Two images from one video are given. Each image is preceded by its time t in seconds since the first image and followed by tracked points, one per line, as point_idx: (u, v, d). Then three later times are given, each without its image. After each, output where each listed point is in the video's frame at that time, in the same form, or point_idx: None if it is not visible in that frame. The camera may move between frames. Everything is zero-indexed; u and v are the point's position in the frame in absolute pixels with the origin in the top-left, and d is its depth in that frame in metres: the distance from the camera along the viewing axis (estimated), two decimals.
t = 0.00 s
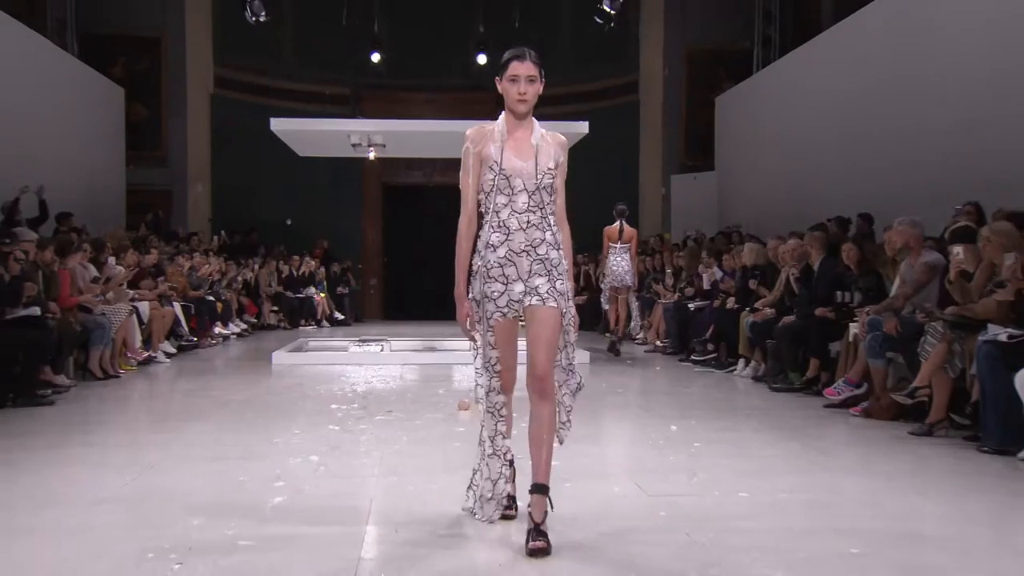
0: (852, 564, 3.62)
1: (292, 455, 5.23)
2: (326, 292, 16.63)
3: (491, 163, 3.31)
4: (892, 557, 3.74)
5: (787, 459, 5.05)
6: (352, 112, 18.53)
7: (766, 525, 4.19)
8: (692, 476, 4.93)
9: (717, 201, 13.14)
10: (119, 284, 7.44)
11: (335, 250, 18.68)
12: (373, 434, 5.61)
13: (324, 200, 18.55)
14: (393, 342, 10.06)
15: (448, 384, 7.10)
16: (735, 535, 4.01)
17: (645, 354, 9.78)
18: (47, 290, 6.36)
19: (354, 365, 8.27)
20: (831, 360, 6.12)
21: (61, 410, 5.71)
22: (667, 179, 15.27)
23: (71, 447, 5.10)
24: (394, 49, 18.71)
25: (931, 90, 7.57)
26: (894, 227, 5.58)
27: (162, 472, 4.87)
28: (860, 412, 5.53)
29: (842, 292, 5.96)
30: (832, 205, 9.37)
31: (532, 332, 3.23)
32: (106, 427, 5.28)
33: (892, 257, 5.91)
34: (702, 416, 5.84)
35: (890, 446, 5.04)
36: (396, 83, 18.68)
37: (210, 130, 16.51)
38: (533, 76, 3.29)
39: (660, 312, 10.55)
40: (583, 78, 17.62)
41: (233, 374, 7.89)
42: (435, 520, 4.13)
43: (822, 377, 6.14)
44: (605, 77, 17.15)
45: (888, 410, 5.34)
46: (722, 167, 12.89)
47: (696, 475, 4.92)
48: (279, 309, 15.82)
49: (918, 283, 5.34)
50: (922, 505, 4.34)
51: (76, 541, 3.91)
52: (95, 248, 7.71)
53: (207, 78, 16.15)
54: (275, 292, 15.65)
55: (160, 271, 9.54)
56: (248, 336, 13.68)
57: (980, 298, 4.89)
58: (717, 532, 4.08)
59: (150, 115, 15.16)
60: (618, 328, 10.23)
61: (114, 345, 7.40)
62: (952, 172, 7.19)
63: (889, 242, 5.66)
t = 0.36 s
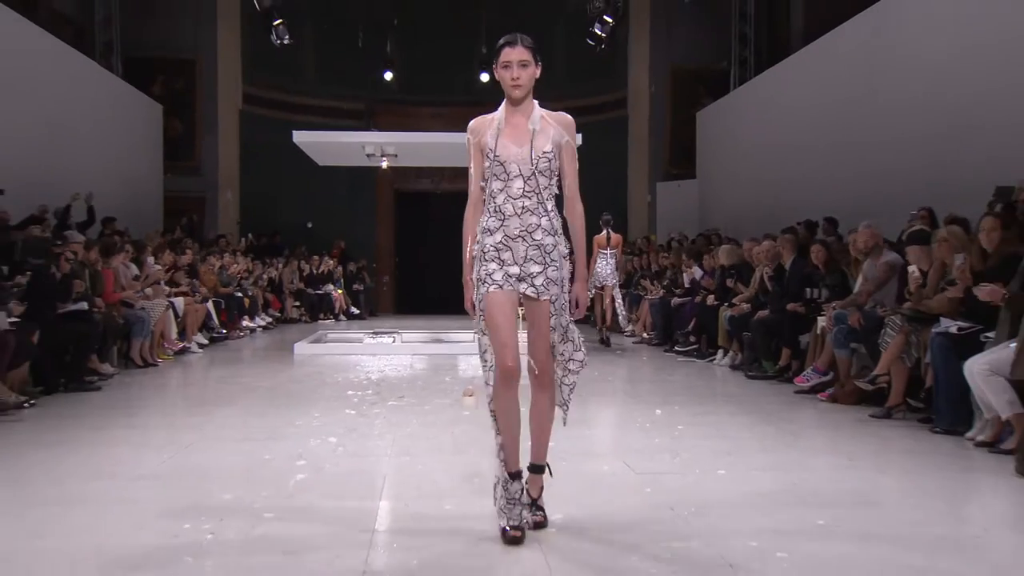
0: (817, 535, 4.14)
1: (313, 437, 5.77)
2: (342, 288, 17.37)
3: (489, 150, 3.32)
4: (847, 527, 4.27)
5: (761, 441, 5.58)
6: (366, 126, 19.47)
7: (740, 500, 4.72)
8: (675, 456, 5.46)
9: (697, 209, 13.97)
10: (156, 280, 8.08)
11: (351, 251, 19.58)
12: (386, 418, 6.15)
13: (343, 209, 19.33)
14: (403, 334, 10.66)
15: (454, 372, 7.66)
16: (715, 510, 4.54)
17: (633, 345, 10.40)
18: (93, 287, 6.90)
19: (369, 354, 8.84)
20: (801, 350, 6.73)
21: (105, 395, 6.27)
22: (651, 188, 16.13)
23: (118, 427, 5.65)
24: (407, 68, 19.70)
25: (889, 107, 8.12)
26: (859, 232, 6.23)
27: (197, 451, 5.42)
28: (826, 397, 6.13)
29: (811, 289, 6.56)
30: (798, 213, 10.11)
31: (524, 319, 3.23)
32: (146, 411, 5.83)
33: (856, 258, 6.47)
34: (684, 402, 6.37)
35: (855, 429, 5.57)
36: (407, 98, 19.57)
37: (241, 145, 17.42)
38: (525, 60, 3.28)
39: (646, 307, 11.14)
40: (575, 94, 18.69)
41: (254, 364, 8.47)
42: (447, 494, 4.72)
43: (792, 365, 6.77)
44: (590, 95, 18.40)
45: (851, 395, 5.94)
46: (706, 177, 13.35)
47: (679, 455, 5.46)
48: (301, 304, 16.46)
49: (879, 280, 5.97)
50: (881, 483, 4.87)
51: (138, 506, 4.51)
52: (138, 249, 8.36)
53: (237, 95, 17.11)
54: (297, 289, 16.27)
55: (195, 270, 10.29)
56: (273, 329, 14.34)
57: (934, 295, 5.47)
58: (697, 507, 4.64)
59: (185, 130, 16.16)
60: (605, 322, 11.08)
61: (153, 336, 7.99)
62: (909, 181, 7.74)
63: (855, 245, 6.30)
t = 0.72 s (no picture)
0: (790, 507, 4.74)
1: (336, 418, 6.42)
2: (363, 285, 18.10)
3: (476, 153, 3.42)
4: (812, 498, 4.86)
5: (741, 422, 6.20)
6: (384, 139, 21.16)
7: (721, 476, 5.33)
8: (663, 436, 6.09)
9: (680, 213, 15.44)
10: (196, 277, 8.72)
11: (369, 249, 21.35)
12: (401, 402, 6.81)
13: (361, 210, 21.23)
14: (417, 325, 11.41)
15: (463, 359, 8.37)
16: (699, 485, 5.16)
17: (625, 335, 11.12)
18: (142, 284, 7.60)
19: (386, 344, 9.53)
20: (775, 341, 7.45)
21: (152, 380, 6.94)
22: (641, 193, 18.22)
23: (165, 409, 6.31)
24: (421, 88, 21.54)
25: (860, 121, 8.85)
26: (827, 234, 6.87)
27: (234, 430, 6.07)
28: (799, 382, 6.83)
29: (785, 286, 7.30)
30: (776, 217, 11.04)
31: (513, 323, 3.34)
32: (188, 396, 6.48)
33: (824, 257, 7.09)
34: (672, 388, 7.01)
35: (825, 413, 6.18)
36: (421, 114, 21.39)
37: (272, 157, 19.29)
38: (507, 63, 3.38)
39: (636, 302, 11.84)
40: (575, 111, 20.58)
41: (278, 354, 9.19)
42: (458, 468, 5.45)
43: (768, 354, 7.51)
44: (590, 108, 20.31)
45: (820, 380, 6.64)
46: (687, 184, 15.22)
47: (666, 435, 6.08)
48: (325, 299, 17.35)
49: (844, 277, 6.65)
50: (846, 459, 5.47)
51: (196, 469, 5.28)
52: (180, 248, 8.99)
53: (266, 111, 18.87)
54: (322, 284, 17.15)
55: (229, 267, 11.27)
56: (301, 321, 15.12)
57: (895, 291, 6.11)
58: (682, 482, 5.27)
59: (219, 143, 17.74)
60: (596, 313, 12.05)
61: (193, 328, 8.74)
62: (879, 191, 8.46)
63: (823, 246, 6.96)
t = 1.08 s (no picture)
0: (772, 484, 5.32)
1: (362, 404, 7.06)
2: (384, 282, 18.84)
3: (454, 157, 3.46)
4: (794, 477, 5.43)
5: (731, 408, 6.80)
6: (404, 149, 22.08)
7: (711, 457, 5.92)
8: (658, 420, 6.69)
9: (676, 216, 16.20)
10: (235, 275, 9.44)
11: (391, 250, 22.18)
12: (422, 389, 7.45)
13: (381, 214, 22.04)
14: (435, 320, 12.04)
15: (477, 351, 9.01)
16: (692, 465, 5.76)
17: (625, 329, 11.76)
18: (186, 281, 8.31)
19: (405, 336, 10.19)
20: (762, 333, 8.07)
21: (194, 369, 7.60)
22: (638, 198, 18.82)
23: (207, 395, 6.95)
24: (437, 103, 22.40)
25: (852, 133, 9.52)
26: (811, 235, 7.50)
27: (270, 413, 6.72)
28: (784, 372, 7.43)
29: (771, 283, 7.92)
30: (768, 218, 11.71)
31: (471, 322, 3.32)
32: (228, 384, 7.13)
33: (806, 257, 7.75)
34: (667, 377, 7.61)
35: (807, 400, 6.77)
36: (438, 127, 22.26)
37: (305, 167, 20.10)
38: (469, 66, 3.38)
39: (634, 299, 12.41)
40: (578, 123, 21.36)
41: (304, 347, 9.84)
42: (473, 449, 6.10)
43: (755, 346, 8.13)
44: (591, 120, 21.02)
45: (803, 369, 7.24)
46: (682, 191, 15.83)
47: (661, 420, 6.69)
48: (350, 296, 17.96)
49: (825, 276, 7.27)
50: (823, 441, 6.05)
51: (242, 447, 5.94)
52: (219, 249, 9.71)
53: (300, 123, 19.71)
54: (348, 282, 17.80)
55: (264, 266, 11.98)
56: (328, 316, 15.78)
57: (869, 289, 6.70)
58: (676, 463, 5.86)
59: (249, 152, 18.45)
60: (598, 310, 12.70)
61: (232, 322, 9.42)
62: (870, 195, 9.11)
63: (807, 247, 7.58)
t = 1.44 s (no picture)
0: (775, 476, 5.60)
1: (384, 397, 7.39)
2: (404, 281, 19.22)
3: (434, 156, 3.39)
4: (798, 469, 5.70)
5: (738, 402, 7.08)
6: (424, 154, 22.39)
7: (717, 450, 6.21)
8: (668, 414, 6.98)
9: (684, 219, 16.49)
10: (263, 276, 9.76)
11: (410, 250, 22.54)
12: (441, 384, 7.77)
13: (400, 216, 22.39)
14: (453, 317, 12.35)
15: (494, 347, 9.32)
16: (700, 458, 6.05)
17: (635, 326, 12.05)
18: (218, 280, 8.65)
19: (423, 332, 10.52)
20: (767, 330, 8.37)
21: (224, 364, 7.94)
22: (649, 201, 19.13)
23: (236, 389, 7.29)
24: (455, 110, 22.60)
25: (855, 138, 9.78)
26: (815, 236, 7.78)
27: (297, 406, 7.05)
28: (788, 367, 7.70)
29: (776, 283, 8.21)
30: (772, 219, 12.00)
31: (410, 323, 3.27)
32: (257, 379, 7.47)
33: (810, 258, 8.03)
34: (676, 372, 7.90)
35: (810, 394, 7.05)
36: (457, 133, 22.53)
37: (329, 176, 20.48)
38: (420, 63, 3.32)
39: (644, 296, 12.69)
40: (589, 129, 21.63)
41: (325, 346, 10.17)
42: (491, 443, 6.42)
43: (760, 343, 8.42)
44: (603, 125, 21.26)
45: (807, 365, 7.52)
46: (691, 196, 16.02)
47: (671, 413, 6.98)
48: (373, 294, 18.33)
49: (828, 275, 7.55)
50: (826, 433, 6.33)
51: (272, 439, 6.26)
52: (248, 251, 10.10)
53: (324, 131, 20.11)
54: (369, 281, 18.18)
55: (289, 266, 12.31)
56: (352, 314, 16.16)
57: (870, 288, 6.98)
58: (684, 455, 6.16)
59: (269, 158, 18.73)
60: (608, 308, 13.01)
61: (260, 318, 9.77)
62: (872, 198, 9.36)
63: (811, 247, 7.86)
